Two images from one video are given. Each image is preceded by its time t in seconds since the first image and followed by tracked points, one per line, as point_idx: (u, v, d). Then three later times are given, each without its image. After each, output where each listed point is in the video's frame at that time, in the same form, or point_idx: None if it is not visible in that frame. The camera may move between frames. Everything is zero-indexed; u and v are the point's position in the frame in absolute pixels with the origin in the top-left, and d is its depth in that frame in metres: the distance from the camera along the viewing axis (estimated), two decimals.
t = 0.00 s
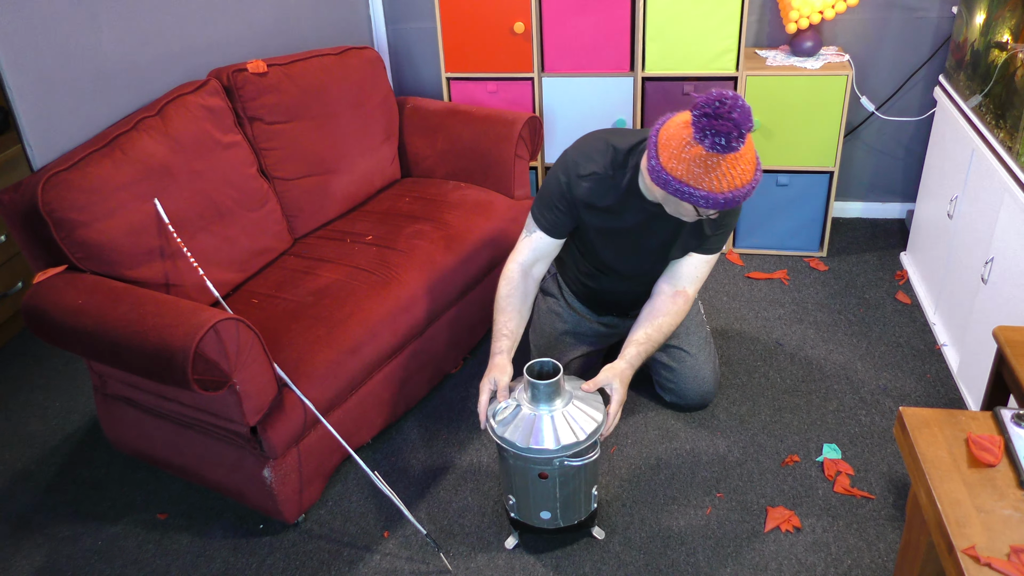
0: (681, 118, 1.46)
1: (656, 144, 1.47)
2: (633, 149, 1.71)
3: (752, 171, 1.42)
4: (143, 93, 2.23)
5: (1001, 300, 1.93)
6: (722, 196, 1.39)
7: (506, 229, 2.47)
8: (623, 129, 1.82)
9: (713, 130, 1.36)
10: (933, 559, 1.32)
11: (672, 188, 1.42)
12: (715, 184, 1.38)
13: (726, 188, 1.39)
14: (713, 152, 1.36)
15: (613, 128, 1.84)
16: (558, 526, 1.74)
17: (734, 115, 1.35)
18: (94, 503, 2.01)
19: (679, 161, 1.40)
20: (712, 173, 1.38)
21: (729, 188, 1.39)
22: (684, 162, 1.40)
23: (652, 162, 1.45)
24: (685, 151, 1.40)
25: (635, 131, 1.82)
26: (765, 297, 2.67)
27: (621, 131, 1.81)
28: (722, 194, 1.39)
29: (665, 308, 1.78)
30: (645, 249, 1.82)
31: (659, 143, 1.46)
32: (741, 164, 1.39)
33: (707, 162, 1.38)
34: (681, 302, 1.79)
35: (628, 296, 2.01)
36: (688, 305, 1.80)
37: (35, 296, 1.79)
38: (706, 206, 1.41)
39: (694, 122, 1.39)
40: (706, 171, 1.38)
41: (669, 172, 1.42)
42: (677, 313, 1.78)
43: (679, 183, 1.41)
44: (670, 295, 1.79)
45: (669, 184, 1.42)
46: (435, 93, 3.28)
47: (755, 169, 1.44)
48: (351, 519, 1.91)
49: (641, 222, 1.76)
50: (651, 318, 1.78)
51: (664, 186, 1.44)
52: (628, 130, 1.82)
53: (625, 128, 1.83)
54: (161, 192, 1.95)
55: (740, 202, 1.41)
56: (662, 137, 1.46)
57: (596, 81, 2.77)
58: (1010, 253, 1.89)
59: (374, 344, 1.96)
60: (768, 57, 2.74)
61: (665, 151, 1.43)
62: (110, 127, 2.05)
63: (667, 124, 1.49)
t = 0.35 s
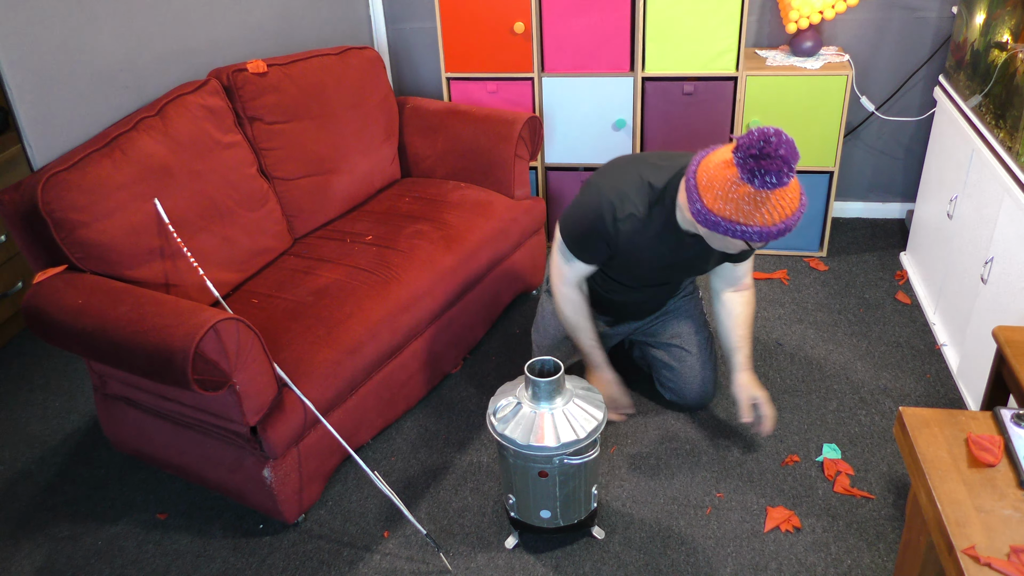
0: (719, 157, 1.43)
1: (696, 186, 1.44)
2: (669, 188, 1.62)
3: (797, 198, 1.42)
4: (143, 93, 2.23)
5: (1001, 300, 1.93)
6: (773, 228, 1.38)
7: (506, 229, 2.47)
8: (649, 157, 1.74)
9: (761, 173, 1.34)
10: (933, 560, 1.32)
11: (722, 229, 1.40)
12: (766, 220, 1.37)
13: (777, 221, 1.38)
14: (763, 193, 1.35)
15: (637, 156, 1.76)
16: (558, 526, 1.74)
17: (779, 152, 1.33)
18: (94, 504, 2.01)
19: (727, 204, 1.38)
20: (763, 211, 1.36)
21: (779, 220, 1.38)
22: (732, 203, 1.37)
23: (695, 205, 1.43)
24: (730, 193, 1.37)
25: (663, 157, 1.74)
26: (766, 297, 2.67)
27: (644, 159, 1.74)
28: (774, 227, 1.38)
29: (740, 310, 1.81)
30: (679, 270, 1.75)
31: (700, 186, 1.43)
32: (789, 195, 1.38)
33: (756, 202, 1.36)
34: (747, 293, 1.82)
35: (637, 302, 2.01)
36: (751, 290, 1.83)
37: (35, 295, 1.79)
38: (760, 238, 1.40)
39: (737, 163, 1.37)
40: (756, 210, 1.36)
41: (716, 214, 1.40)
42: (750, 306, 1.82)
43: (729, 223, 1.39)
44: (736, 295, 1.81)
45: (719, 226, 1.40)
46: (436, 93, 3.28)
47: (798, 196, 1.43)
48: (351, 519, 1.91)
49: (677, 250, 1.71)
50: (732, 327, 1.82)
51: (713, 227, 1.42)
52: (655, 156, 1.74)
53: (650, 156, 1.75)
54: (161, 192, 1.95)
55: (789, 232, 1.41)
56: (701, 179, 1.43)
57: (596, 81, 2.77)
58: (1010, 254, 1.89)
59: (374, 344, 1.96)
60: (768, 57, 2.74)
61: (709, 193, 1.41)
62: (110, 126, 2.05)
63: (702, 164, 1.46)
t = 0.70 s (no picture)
0: (806, 232, 1.40)
1: (782, 263, 1.42)
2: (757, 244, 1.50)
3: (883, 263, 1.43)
4: (143, 93, 2.23)
5: (1001, 300, 1.93)
6: (865, 294, 1.39)
7: (506, 229, 2.47)
8: (707, 205, 1.62)
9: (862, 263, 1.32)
10: (932, 560, 1.32)
11: (818, 302, 1.41)
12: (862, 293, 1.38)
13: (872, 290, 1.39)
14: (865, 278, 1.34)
15: (696, 205, 1.62)
16: (559, 526, 1.74)
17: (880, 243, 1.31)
18: (94, 504, 2.01)
19: (821, 284, 1.37)
20: (860, 288, 1.37)
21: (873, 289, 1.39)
22: (828, 285, 1.37)
23: (785, 283, 1.42)
24: (827, 276, 1.36)
25: (724, 203, 1.62)
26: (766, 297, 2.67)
27: (704, 208, 1.61)
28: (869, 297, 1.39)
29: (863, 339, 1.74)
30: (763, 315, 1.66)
31: (789, 265, 1.40)
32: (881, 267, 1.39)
33: (853, 282, 1.36)
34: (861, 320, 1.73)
35: (663, 326, 1.94)
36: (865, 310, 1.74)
37: (35, 296, 1.79)
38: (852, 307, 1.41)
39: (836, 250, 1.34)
40: (853, 288, 1.37)
41: (810, 292, 1.39)
42: (870, 328, 1.74)
43: (824, 300, 1.39)
44: (852, 326, 1.73)
45: (815, 303, 1.40)
46: (435, 93, 3.28)
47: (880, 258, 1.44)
48: (351, 519, 1.91)
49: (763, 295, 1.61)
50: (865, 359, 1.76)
51: (805, 301, 1.42)
52: (714, 203, 1.62)
53: (709, 203, 1.62)
54: (161, 192, 1.95)
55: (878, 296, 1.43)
56: (788, 257, 1.40)
57: (596, 81, 2.77)
58: (1010, 254, 1.89)
59: (374, 345, 1.96)
60: (768, 57, 2.74)
61: (799, 272, 1.39)
62: (109, 127, 2.05)
63: (785, 238, 1.42)
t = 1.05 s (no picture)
0: (867, 287, 1.37)
1: (833, 310, 1.40)
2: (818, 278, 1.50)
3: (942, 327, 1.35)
4: (143, 93, 2.23)
5: (1001, 301, 1.93)
6: (913, 357, 1.35)
7: (506, 230, 2.47)
8: (770, 229, 1.62)
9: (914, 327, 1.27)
10: (933, 560, 1.32)
11: (862, 355, 1.38)
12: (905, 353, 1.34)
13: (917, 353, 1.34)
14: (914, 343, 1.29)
15: (760, 228, 1.62)
16: (559, 526, 1.74)
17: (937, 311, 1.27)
18: (94, 504, 2.01)
19: (864, 337, 1.35)
20: (907, 349, 1.33)
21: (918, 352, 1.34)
22: (875, 339, 1.34)
23: (831, 330, 1.40)
24: (875, 331, 1.33)
25: (785, 230, 1.63)
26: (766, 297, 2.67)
27: (769, 232, 1.61)
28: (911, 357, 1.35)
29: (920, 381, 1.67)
30: (792, 352, 1.63)
31: (840, 314, 1.39)
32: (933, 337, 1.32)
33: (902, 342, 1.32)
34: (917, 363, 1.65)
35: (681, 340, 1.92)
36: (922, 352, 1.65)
37: (35, 295, 1.79)
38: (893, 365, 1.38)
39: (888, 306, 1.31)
40: (900, 348, 1.33)
41: (856, 344, 1.37)
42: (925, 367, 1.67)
43: (865, 352, 1.37)
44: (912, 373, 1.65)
45: (859, 356, 1.37)
46: (435, 93, 3.28)
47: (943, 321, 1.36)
48: (351, 519, 1.91)
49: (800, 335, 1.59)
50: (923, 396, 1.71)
51: (849, 352, 1.39)
52: (778, 228, 1.63)
53: (772, 229, 1.62)
54: (161, 192, 1.95)
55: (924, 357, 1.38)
56: (840, 305, 1.39)
57: (596, 81, 2.77)
58: (1010, 254, 1.89)
59: (375, 345, 1.96)
60: (768, 57, 2.74)
61: (848, 322, 1.37)
62: (109, 126, 2.05)
63: (841, 287, 1.41)
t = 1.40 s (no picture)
0: (877, 322, 1.37)
1: (839, 339, 1.41)
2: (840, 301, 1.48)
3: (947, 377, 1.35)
4: (143, 93, 2.23)
5: (1001, 301, 1.93)
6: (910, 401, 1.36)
7: (506, 230, 2.47)
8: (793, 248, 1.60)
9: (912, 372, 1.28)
10: (933, 560, 1.32)
11: (861, 390, 1.40)
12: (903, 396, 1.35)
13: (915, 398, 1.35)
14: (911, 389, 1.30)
15: (784, 245, 1.61)
16: (559, 526, 1.74)
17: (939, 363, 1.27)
18: (94, 504, 2.01)
19: (863, 372, 1.36)
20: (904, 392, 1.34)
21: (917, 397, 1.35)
22: (872, 377, 1.35)
23: (834, 357, 1.42)
24: (874, 368, 1.34)
25: (807, 250, 1.62)
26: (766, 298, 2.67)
27: (792, 249, 1.59)
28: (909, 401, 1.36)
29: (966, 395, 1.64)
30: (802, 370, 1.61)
31: (845, 345, 1.40)
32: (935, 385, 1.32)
33: (900, 384, 1.33)
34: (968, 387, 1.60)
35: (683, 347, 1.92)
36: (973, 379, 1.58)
37: (34, 295, 1.79)
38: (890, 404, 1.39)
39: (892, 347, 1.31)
40: (897, 389, 1.34)
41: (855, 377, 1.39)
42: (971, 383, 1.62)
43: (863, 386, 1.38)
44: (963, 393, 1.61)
45: (856, 390, 1.39)
46: (435, 93, 3.28)
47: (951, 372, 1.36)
48: (351, 519, 1.91)
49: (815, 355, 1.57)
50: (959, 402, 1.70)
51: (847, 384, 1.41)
52: (801, 248, 1.62)
53: (795, 248, 1.61)
54: (161, 192, 1.95)
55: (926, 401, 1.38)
56: (848, 336, 1.40)
57: (596, 82, 2.77)
58: (1010, 254, 1.89)
59: (375, 345, 1.96)
60: (768, 57, 2.74)
61: (852, 354, 1.38)
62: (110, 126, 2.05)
63: (853, 318, 1.41)
